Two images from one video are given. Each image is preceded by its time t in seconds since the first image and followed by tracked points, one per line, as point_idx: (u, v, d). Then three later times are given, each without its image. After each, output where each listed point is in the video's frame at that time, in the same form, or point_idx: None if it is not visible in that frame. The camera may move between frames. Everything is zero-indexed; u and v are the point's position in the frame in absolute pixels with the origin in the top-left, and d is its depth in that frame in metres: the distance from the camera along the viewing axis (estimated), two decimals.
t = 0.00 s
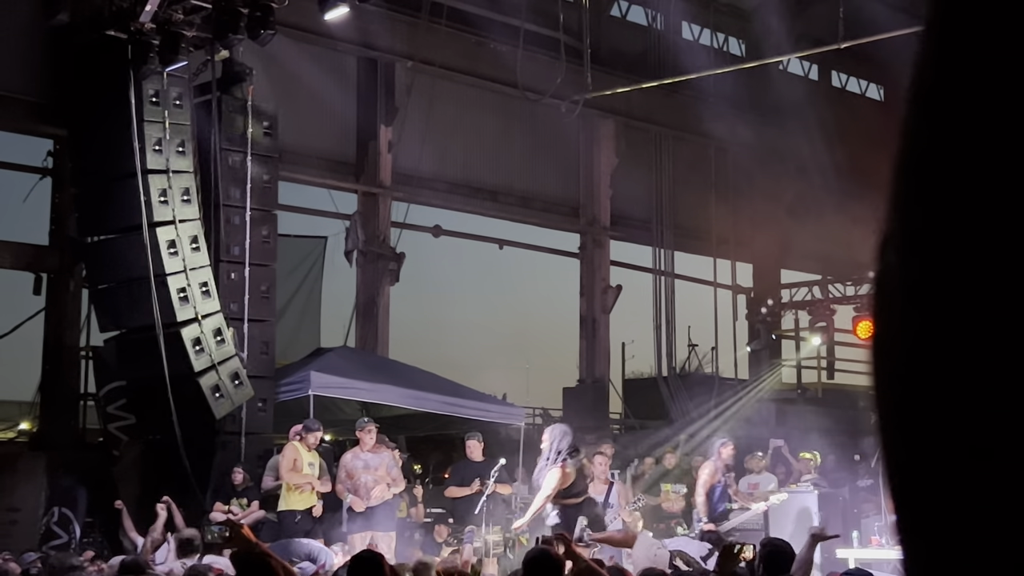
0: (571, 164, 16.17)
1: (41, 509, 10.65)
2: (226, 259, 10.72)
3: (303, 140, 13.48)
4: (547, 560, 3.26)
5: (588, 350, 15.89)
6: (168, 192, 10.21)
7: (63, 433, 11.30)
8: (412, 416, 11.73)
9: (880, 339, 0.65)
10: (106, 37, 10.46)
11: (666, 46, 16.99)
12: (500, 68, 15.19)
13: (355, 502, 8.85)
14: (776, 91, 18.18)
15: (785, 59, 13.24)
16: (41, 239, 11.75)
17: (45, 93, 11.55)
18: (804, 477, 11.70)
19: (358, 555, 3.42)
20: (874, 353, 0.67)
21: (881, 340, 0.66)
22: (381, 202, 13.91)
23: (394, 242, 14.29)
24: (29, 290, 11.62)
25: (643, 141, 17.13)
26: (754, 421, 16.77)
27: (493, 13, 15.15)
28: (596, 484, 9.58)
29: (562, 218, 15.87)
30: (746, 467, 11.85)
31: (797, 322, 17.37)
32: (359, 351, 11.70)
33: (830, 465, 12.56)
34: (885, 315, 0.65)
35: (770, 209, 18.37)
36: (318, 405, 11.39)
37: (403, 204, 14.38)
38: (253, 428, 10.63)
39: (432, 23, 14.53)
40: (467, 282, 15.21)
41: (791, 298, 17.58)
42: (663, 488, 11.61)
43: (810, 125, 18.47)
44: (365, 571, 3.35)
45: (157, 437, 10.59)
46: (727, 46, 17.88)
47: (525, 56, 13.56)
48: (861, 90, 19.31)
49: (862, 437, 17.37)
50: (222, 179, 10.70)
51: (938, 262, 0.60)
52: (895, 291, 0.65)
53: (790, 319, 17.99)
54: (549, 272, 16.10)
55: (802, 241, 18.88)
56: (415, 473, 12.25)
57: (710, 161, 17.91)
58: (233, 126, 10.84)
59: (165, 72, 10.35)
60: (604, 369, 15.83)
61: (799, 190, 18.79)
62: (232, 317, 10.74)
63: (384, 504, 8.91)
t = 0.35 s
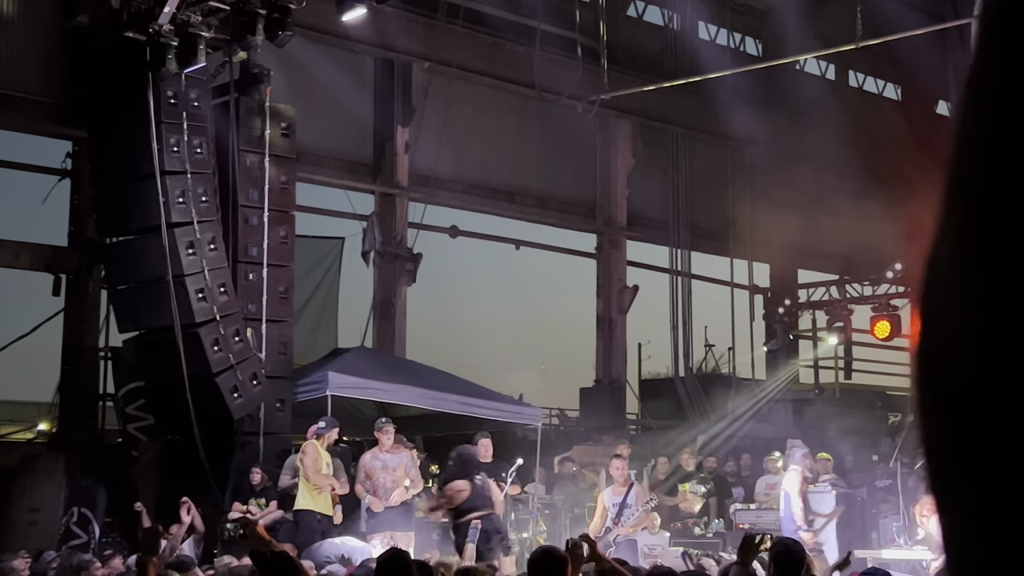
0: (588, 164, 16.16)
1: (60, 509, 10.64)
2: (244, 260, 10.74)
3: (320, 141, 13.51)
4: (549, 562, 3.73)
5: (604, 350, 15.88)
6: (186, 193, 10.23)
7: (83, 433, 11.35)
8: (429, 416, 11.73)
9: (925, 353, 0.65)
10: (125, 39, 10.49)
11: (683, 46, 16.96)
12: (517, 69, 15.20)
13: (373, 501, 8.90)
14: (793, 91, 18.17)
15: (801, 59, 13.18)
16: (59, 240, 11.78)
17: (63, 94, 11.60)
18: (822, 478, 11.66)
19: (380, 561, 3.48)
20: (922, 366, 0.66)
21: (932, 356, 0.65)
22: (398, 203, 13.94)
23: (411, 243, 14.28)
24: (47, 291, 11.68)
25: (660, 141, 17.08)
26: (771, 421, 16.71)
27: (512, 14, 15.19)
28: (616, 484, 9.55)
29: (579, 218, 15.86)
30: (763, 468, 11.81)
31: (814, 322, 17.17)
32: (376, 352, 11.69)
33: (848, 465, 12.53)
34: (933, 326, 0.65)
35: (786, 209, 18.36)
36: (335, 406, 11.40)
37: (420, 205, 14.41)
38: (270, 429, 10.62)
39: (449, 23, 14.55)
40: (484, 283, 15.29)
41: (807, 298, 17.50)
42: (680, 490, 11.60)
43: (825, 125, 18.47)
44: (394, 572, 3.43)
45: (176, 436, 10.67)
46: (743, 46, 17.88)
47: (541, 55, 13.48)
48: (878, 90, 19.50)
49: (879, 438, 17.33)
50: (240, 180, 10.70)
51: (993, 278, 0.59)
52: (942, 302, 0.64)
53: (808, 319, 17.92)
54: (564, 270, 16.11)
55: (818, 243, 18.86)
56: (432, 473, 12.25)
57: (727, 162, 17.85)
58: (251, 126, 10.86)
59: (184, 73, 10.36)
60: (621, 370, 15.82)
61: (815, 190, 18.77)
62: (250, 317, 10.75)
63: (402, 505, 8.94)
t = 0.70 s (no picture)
0: (605, 165, 16.15)
1: (81, 512, 10.76)
2: (262, 263, 10.76)
3: (338, 143, 13.55)
4: (568, 565, 3.81)
5: (622, 352, 15.87)
6: (206, 196, 10.25)
7: (103, 435, 11.38)
8: (447, 418, 11.74)
9: None
10: (145, 43, 10.53)
11: (700, 48, 16.95)
12: (534, 70, 15.19)
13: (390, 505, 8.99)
14: (811, 91, 18.16)
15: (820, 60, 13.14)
16: (80, 242, 11.81)
17: (82, 97, 11.63)
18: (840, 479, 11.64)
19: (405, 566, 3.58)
20: None
21: None
22: (416, 205, 13.98)
23: (428, 245, 14.28)
24: (68, 294, 11.73)
25: (677, 142, 17.06)
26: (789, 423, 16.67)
27: (532, 17, 15.23)
28: (640, 485, 9.76)
29: (597, 220, 15.85)
30: (781, 469, 11.81)
31: (832, 324, 17.10)
32: (394, 354, 11.72)
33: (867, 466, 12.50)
34: None
35: (804, 210, 18.33)
36: (354, 408, 11.42)
37: (438, 207, 14.42)
38: (289, 431, 10.65)
39: (466, 26, 14.57)
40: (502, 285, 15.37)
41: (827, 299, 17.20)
42: (698, 491, 11.59)
43: (842, 126, 18.45)
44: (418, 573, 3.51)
45: (196, 438, 10.76)
46: (761, 47, 17.89)
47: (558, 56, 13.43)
48: (896, 90, 19.58)
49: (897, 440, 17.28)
50: (258, 183, 10.75)
51: None
52: None
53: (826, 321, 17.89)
54: (581, 273, 16.10)
55: (837, 244, 18.81)
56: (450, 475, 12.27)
57: (745, 163, 17.81)
58: (269, 130, 10.90)
59: (203, 77, 10.40)
60: (638, 371, 15.81)
61: (834, 191, 18.72)
62: (269, 320, 10.76)
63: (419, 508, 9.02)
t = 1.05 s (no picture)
0: (621, 166, 16.15)
1: (98, 513, 10.74)
2: (280, 264, 10.77)
3: (355, 144, 13.57)
4: (597, 566, 3.78)
5: (638, 353, 15.85)
6: (224, 198, 10.25)
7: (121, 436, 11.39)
8: (464, 419, 11.75)
9: None
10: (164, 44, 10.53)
11: (716, 48, 16.94)
12: (550, 71, 15.17)
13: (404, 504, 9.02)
14: (828, 91, 18.14)
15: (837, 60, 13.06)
16: (98, 244, 11.84)
17: (99, 99, 11.66)
18: (859, 480, 11.62)
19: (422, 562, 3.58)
20: None
21: None
22: (432, 206, 13.98)
23: (444, 246, 14.27)
24: (86, 295, 11.76)
25: (694, 142, 17.04)
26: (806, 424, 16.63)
27: (550, 18, 15.22)
28: (664, 489, 9.77)
29: (613, 221, 15.85)
30: (799, 470, 11.79)
31: (848, 325, 17.35)
32: (411, 355, 11.72)
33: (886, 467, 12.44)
34: None
35: (821, 210, 18.34)
36: (371, 409, 11.42)
37: (454, 208, 14.41)
38: (307, 432, 10.66)
39: (482, 27, 14.54)
40: (520, 286, 15.41)
41: (845, 300, 17.61)
42: (715, 492, 11.55)
43: (859, 125, 18.50)
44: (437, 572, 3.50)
45: (212, 439, 10.66)
46: (777, 47, 17.90)
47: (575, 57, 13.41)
48: (912, 91, 19.60)
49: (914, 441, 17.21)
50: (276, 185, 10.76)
51: None
52: None
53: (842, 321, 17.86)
54: (598, 274, 16.11)
55: (854, 243, 18.84)
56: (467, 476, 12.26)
57: (762, 163, 17.77)
58: (287, 132, 10.89)
59: (221, 78, 10.41)
60: (654, 372, 15.79)
61: (850, 190, 18.78)
62: (287, 320, 10.76)
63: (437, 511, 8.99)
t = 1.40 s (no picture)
0: (630, 167, 16.15)
1: (108, 513, 10.75)
2: (289, 264, 10.77)
3: (363, 144, 13.60)
4: (611, 563, 3.77)
5: (646, 353, 15.84)
6: (233, 198, 10.26)
7: (130, 437, 11.40)
8: (473, 419, 11.74)
9: None
10: (173, 45, 10.52)
11: (724, 49, 16.94)
12: (558, 72, 15.12)
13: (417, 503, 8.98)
14: (836, 91, 18.12)
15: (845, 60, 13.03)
16: (107, 245, 11.94)
17: (110, 99, 11.65)
18: (868, 481, 11.60)
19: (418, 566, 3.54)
20: None
21: None
22: (440, 207, 13.99)
23: (453, 246, 14.26)
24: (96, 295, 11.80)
25: (702, 142, 17.05)
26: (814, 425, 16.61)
27: (558, 19, 15.22)
28: (667, 488, 9.74)
29: (621, 221, 15.86)
30: (808, 471, 11.78)
31: (857, 324, 17.25)
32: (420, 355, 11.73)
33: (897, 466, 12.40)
34: None
35: (830, 211, 18.34)
36: (381, 409, 11.42)
37: (462, 209, 14.40)
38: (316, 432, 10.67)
39: (490, 28, 14.51)
40: (528, 287, 15.38)
41: (852, 300, 17.53)
42: (724, 492, 11.53)
43: (868, 125, 18.47)
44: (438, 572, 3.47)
45: (222, 439, 10.66)
46: (785, 48, 17.88)
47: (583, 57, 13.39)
48: (921, 91, 19.52)
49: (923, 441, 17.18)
50: (284, 185, 10.76)
51: None
52: None
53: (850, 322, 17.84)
54: (607, 275, 16.06)
55: (862, 243, 18.85)
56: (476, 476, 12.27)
57: (771, 162, 17.76)
58: (296, 132, 10.89)
59: (230, 78, 10.44)
60: (662, 372, 15.78)
61: (860, 191, 18.76)
62: (296, 320, 10.76)
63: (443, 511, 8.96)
